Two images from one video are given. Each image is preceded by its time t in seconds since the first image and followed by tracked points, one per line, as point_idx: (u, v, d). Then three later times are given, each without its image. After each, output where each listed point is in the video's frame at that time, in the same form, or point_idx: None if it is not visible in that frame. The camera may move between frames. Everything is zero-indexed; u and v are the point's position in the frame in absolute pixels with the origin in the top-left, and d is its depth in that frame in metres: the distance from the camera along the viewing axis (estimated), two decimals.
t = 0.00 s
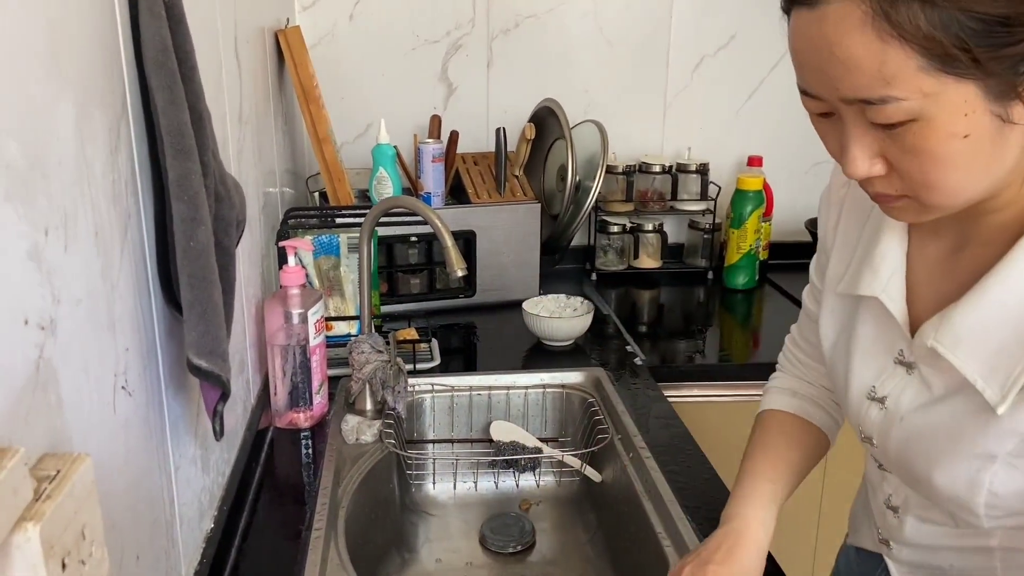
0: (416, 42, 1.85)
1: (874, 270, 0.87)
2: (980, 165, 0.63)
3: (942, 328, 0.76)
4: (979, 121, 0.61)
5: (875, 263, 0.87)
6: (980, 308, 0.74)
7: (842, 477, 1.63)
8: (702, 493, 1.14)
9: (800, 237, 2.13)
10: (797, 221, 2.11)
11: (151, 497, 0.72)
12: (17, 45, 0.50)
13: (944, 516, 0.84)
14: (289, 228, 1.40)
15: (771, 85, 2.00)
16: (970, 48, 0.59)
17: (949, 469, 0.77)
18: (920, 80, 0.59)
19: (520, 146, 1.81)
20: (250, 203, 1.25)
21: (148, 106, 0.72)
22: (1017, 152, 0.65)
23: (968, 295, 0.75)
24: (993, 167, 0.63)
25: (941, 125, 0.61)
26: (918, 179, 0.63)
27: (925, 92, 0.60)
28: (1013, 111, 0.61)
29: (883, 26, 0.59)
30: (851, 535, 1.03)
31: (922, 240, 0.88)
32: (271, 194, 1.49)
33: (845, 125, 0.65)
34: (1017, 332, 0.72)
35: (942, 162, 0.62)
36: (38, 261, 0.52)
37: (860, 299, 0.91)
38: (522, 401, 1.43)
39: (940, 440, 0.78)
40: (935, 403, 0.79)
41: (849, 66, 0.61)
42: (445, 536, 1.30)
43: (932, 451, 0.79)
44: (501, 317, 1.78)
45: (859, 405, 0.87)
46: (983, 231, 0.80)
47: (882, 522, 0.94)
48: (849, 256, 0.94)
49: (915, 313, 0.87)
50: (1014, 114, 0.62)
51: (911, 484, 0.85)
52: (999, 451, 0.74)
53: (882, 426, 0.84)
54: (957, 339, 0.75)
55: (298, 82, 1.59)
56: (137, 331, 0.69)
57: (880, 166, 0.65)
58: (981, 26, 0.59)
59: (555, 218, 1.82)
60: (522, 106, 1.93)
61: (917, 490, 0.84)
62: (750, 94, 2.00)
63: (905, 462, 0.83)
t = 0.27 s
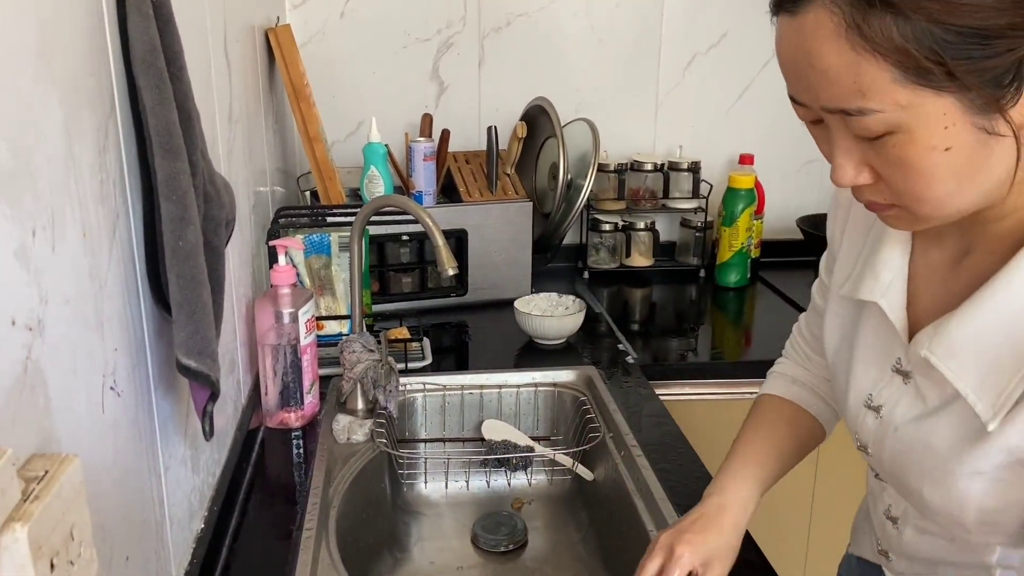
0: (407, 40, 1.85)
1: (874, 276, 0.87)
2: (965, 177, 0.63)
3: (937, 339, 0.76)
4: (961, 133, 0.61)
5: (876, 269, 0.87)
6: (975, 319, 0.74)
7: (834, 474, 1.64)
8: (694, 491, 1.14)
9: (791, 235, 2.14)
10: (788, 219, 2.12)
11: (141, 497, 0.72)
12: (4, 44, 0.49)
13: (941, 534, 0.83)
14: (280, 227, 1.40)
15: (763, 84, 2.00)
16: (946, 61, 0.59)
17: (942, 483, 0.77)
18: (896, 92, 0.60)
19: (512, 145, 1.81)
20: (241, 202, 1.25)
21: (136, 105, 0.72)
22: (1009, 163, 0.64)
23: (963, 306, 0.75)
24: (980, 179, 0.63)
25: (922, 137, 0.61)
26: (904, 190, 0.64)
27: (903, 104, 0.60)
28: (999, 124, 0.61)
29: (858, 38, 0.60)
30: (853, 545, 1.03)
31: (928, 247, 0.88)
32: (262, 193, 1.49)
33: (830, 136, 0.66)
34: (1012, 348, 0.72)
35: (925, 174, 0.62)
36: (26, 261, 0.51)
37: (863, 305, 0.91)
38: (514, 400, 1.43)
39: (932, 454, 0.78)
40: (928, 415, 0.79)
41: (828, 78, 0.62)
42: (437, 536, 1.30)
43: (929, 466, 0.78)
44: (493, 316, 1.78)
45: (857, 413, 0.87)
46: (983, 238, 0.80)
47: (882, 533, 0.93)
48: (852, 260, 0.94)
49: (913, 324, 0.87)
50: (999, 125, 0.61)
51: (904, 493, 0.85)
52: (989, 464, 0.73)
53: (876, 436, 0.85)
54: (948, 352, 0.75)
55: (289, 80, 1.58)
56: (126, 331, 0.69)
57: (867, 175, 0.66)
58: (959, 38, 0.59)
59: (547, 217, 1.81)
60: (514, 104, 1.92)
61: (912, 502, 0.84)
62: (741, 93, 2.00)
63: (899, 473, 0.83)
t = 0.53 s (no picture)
0: (398, 37, 1.84)
1: (847, 265, 0.89)
2: (914, 176, 0.64)
3: (902, 329, 0.77)
4: (906, 134, 0.63)
5: (850, 261, 0.89)
6: (939, 308, 0.74)
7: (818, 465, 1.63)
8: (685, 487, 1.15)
9: (782, 231, 2.15)
10: (779, 215, 2.12)
11: (131, 496, 0.72)
12: None
13: (918, 520, 0.83)
14: (271, 224, 1.40)
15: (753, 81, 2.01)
16: (886, 67, 0.61)
17: (912, 467, 0.79)
18: (840, 96, 0.63)
19: (503, 141, 1.81)
20: (231, 199, 1.24)
21: (124, 103, 0.72)
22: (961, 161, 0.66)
23: (928, 296, 0.76)
24: (930, 178, 0.65)
25: (867, 138, 0.63)
26: (857, 188, 0.66)
27: (847, 107, 0.63)
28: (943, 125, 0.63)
29: (802, 45, 0.63)
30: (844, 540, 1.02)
31: (901, 243, 0.87)
32: (252, 191, 1.48)
33: (786, 138, 0.68)
34: (975, 339, 0.73)
35: (872, 174, 0.64)
36: (13, 259, 0.51)
37: (840, 295, 0.93)
38: (506, 396, 1.43)
39: (901, 438, 0.79)
40: (897, 403, 0.80)
41: (777, 83, 0.65)
42: (429, 532, 1.30)
43: (897, 445, 0.79)
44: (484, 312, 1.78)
45: (835, 401, 0.89)
46: (945, 234, 0.80)
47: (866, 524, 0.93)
48: (832, 248, 0.96)
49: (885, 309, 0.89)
50: (945, 124, 0.63)
51: (880, 483, 0.86)
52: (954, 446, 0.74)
53: (850, 424, 0.86)
54: (914, 344, 0.76)
55: (280, 77, 1.58)
56: (115, 329, 0.69)
57: (824, 174, 0.68)
58: (898, 45, 0.61)
59: (538, 213, 1.82)
60: (505, 101, 1.92)
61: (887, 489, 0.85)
62: (732, 89, 2.00)
63: (873, 458, 0.84)
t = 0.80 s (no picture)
0: (389, 31, 1.84)
1: (788, 269, 0.89)
2: (786, 206, 0.70)
3: (839, 331, 0.78)
4: (765, 170, 0.68)
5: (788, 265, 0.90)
6: (869, 306, 0.75)
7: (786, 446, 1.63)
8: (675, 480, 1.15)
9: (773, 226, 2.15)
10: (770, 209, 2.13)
11: (121, 491, 0.71)
12: None
13: (891, 509, 0.83)
14: (261, 219, 1.39)
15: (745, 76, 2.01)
16: (727, 117, 0.66)
17: (869, 459, 0.78)
18: (698, 147, 0.68)
19: (495, 136, 1.80)
20: (221, 194, 1.24)
21: (113, 98, 0.71)
22: (834, 184, 0.70)
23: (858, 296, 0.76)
24: (803, 205, 0.70)
25: (733, 178, 0.69)
26: (747, 219, 0.72)
27: (707, 155, 0.69)
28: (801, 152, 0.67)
29: (656, 107, 0.69)
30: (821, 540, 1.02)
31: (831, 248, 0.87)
32: (242, 185, 1.48)
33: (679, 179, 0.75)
34: (900, 336, 0.74)
35: (748, 208, 0.71)
36: None
37: (782, 299, 0.93)
38: (497, 391, 1.43)
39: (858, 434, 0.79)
40: (854, 398, 0.80)
41: (651, 139, 0.71)
42: (420, 527, 1.30)
43: (851, 439, 0.80)
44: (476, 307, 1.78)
45: (794, 401, 0.89)
46: (869, 239, 0.80)
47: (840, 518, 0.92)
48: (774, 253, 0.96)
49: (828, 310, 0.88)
50: (802, 155, 0.67)
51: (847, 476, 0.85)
52: (906, 435, 0.74)
53: (809, 423, 0.86)
54: (851, 343, 0.77)
55: (269, 72, 1.57)
56: (105, 325, 0.69)
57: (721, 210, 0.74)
58: (736, 99, 0.65)
59: (529, 208, 1.81)
60: (497, 95, 1.92)
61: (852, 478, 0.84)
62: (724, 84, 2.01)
63: (833, 454, 0.84)
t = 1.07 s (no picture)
0: (378, 13, 1.82)
1: (720, 263, 0.86)
2: (683, 220, 0.70)
3: (767, 319, 0.74)
4: (654, 191, 0.68)
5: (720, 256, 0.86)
6: (789, 294, 0.72)
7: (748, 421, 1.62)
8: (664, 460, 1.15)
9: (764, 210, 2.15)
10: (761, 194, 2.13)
11: (101, 465, 0.71)
12: None
13: (849, 483, 0.80)
14: (247, 199, 1.38)
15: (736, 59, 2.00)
16: (603, 148, 0.66)
17: (812, 439, 0.74)
18: (590, 176, 0.69)
19: (483, 120, 1.77)
20: (205, 174, 1.23)
21: (90, 66, 0.70)
22: (727, 192, 0.69)
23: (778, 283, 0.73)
24: (702, 217, 0.70)
25: (629, 202, 0.70)
26: (658, 237, 0.72)
27: (600, 183, 0.69)
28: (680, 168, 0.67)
29: (546, 145, 0.70)
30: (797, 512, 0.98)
31: (761, 239, 0.84)
32: (229, 169, 1.47)
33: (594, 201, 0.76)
34: (829, 310, 0.69)
35: (650, 226, 0.71)
36: None
37: (721, 292, 0.90)
38: (485, 373, 1.43)
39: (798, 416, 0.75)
40: (792, 380, 0.76)
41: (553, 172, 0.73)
42: (409, 509, 1.30)
43: (794, 423, 0.76)
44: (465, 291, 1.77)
45: (741, 389, 0.85)
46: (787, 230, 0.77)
47: (806, 496, 0.88)
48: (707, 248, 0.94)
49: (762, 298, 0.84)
50: (685, 173, 0.67)
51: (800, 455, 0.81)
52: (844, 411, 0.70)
53: (757, 408, 0.83)
54: (781, 329, 0.73)
55: (255, 52, 1.56)
56: (83, 296, 0.68)
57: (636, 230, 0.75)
58: (608, 132, 0.65)
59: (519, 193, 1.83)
60: (486, 79, 1.91)
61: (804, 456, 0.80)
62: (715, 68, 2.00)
63: (782, 437, 0.80)
